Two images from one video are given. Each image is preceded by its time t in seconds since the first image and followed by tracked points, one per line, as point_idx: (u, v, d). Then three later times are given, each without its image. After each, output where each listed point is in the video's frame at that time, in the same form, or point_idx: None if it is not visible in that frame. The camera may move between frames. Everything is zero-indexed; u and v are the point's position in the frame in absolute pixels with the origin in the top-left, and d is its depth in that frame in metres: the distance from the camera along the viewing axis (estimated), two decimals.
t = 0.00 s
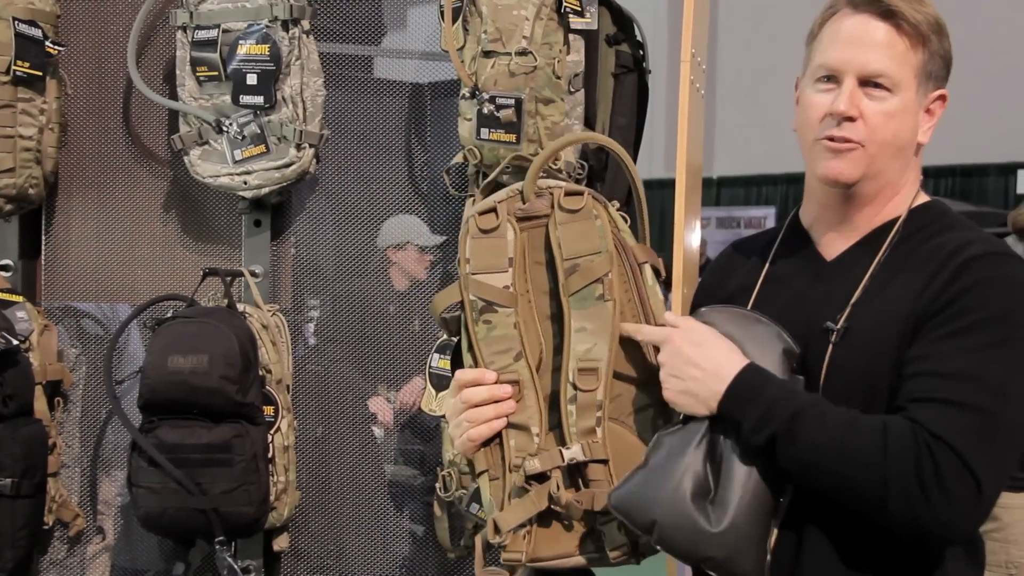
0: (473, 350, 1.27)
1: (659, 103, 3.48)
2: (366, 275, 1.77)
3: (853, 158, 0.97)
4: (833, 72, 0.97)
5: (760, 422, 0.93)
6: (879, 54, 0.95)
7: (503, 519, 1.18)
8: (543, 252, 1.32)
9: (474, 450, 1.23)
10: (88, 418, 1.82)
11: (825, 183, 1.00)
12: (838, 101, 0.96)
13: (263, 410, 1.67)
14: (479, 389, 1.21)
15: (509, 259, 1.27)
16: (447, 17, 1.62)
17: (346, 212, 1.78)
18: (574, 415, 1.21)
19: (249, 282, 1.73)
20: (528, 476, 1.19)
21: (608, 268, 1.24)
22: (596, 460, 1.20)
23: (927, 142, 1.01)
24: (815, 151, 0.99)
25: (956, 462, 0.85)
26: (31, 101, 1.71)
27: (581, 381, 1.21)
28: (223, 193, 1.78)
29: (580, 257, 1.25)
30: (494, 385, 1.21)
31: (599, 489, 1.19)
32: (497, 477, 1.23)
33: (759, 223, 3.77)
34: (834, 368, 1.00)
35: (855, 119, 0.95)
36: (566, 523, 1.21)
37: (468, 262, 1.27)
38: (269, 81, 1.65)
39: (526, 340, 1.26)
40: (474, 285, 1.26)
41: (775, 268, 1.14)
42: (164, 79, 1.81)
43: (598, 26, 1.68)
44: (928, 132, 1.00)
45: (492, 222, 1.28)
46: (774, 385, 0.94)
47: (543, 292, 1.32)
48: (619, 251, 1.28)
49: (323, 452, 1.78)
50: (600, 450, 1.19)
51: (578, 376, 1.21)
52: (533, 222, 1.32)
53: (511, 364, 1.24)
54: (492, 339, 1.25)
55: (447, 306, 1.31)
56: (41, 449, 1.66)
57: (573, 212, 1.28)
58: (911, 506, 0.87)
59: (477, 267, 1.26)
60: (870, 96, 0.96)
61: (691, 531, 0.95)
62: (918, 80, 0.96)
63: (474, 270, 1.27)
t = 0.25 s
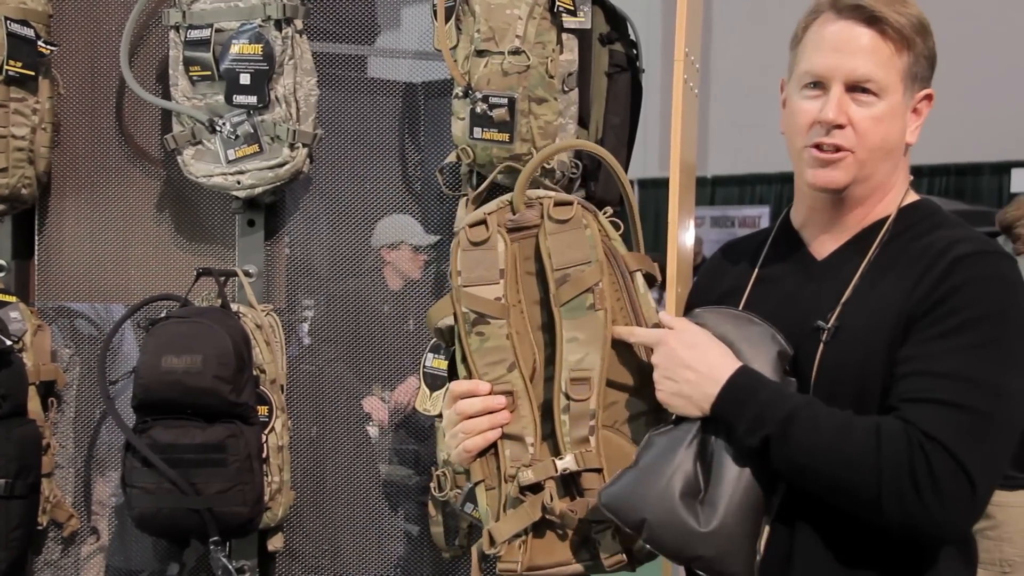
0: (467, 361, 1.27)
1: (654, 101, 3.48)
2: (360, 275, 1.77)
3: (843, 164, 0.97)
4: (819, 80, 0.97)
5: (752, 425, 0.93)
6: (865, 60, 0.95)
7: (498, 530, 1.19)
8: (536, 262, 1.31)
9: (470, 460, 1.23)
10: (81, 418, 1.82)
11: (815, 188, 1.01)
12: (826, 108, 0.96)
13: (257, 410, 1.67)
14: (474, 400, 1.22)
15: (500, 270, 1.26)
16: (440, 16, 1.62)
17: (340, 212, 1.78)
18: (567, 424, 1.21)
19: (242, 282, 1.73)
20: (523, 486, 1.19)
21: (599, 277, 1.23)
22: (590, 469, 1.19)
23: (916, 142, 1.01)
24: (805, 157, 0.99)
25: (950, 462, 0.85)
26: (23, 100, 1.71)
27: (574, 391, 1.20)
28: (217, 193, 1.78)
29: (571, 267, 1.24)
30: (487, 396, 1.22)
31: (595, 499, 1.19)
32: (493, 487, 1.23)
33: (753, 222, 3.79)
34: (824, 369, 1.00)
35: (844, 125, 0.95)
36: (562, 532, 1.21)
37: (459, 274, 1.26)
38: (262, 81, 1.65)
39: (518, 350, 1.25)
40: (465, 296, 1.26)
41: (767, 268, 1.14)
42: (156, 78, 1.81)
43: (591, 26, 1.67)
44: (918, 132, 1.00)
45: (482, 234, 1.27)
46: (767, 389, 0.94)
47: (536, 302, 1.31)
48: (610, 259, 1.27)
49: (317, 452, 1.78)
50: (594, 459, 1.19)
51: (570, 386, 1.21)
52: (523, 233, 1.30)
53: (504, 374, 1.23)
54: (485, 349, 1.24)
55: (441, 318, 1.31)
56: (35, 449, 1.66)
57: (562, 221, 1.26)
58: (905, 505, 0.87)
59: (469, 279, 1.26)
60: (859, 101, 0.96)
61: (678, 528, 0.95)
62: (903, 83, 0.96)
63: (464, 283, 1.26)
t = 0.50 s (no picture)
0: (462, 367, 1.28)
1: (653, 99, 3.48)
2: (358, 274, 1.77)
3: (838, 165, 0.97)
4: (812, 81, 0.97)
5: (751, 423, 0.93)
6: (857, 61, 0.94)
7: (499, 536, 1.19)
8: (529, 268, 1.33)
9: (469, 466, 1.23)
10: (80, 418, 1.82)
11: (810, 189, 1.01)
12: (820, 110, 0.96)
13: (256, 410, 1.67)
14: (471, 406, 1.21)
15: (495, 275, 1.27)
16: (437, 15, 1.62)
17: (338, 211, 1.78)
18: (565, 428, 1.21)
19: (240, 282, 1.73)
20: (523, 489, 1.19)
21: (593, 280, 1.24)
22: (589, 473, 1.19)
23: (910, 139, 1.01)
24: (801, 157, 0.99)
25: (949, 460, 0.85)
26: (20, 100, 1.71)
27: (571, 394, 1.21)
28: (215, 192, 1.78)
29: (565, 272, 1.25)
30: (484, 400, 1.21)
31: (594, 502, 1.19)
32: (493, 492, 1.23)
33: (752, 220, 3.79)
34: (820, 368, 1.00)
35: (838, 126, 0.96)
36: (561, 536, 1.22)
37: (454, 280, 1.27)
38: (262, 80, 1.65)
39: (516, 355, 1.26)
40: (460, 302, 1.26)
41: (763, 266, 1.14)
42: (154, 78, 1.81)
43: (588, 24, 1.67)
44: (912, 129, 1.01)
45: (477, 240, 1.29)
46: (764, 389, 0.93)
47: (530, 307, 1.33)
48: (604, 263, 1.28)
49: (315, 451, 1.78)
50: (592, 461, 1.19)
51: (567, 391, 1.21)
52: (517, 238, 1.32)
53: (502, 380, 1.24)
54: (482, 355, 1.25)
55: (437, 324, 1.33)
56: (33, 449, 1.66)
57: (556, 225, 1.28)
58: (905, 503, 0.87)
59: (464, 285, 1.27)
60: (852, 102, 0.96)
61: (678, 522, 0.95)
62: (897, 83, 0.96)
63: (459, 288, 1.27)
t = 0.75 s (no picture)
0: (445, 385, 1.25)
1: (652, 98, 3.47)
2: (357, 273, 1.77)
3: (807, 179, 0.99)
4: (784, 96, 0.98)
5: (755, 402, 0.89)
6: (821, 79, 0.94)
7: (481, 550, 1.17)
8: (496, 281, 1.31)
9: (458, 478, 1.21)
10: (79, 417, 1.82)
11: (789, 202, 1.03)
12: (785, 126, 0.97)
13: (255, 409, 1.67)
14: (453, 421, 1.21)
15: (461, 292, 1.24)
16: (436, 13, 1.62)
17: (337, 211, 1.77)
18: (542, 439, 1.17)
19: (239, 281, 1.73)
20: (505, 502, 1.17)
21: (556, 289, 1.21)
22: (567, 481, 1.15)
23: (894, 143, 0.99)
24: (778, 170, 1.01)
25: (956, 450, 0.85)
26: (19, 100, 1.71)
27: (543, 406, 1.17)
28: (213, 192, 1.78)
29: (527, 283, 1.22)
30: (466, 414, 1.21)
31: (574, 510, 1.15)
32: (484, 503, 1.22)
33: (750, 218, 3.84)
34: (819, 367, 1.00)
35: (805, 142, 0.96)
36: (546, 546, 1.19)
37: (423, 301, 1.25)
38: (256, 80, 1.65)
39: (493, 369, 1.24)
40: (433, 322, 1.23)
41: (764, 265, 1.14)
42: (152, 77, 1.81)
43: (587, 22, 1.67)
44: (895, 132, 0.98)
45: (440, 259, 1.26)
46: (767, 371, 0.90)
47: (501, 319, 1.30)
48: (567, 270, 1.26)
49: (315, 450, 1.78)
50: (569, 470, 1.15)
51: (539, 402, 1.17)
52: (482, 251, 1.30)
53: (481, 395, 1.22)
54: (460, 372, 1.23)
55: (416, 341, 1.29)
56: (32, 449, 1.66)
57: (514, 237, 1.25)
58: (911, 494, 0.86)
59: (432, 305, 1.24)
60: (817, 117, 0.96)
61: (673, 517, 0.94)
62: (867, 90, 0.94)
63: (428, 308, 1.24)
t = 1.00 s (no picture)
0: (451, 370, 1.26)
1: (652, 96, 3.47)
2: (357, 271, 1.77)
3: (808, 175, 0.99)
4: (782, 93, 0.99)
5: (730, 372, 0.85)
6: (820, 77, 0.95)
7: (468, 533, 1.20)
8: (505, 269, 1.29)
9: (461, 458, 1.22)
10: (79, 416, 1.82)
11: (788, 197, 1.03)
12: (783, 122, 0.98)
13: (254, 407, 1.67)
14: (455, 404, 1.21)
15: (465, 280, 1.23)
16: (435, 12, 1.62)
17: (337, 209, 1.78)
18: (536, 429, 1.16)
19: (239, 279, 1.73)
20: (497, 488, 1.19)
21: (552, 283, 1.16)
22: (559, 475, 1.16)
23: (891, 140, 1.00)
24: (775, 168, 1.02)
25: (933, 421, 0.86)
26: (19, 98, 1.71)
27: (538, 398, 1.15)
28: (213, 190, 1.78)
29: (524, 276, 1.18)
30: (469, 399, 1.21)
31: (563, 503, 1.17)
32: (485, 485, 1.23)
33: (750, 216, 3.85)
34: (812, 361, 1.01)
35: (803, 138, 0.97)
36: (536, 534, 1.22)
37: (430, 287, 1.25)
38: (257, 77, 1.65)
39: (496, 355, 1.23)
40: (439, 308, 1.24)
41: (764, 263, 1.15)
42: (152, 76, 1.81)
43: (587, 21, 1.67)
44: (892, 130, 0.99)
45: (446, 248, 1.25)
46: (738, 344, 0.86)
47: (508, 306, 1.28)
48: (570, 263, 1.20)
49: (314, 448, 1.78)
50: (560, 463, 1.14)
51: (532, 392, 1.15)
52: (489, 241, 1.27)
53: (482, 379, 1.22)
54: (463, 357, 1.23)
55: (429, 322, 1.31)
56: (32, 447, 1.66)
57: (515, 229, 1.21)
58: (890, 463, 0.85)
59: (438, 291, 1.24)
60: (815, 113, 0.97)
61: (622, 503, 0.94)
62: (865, 88, 0.96)
63: (433, 294, 1.25)
